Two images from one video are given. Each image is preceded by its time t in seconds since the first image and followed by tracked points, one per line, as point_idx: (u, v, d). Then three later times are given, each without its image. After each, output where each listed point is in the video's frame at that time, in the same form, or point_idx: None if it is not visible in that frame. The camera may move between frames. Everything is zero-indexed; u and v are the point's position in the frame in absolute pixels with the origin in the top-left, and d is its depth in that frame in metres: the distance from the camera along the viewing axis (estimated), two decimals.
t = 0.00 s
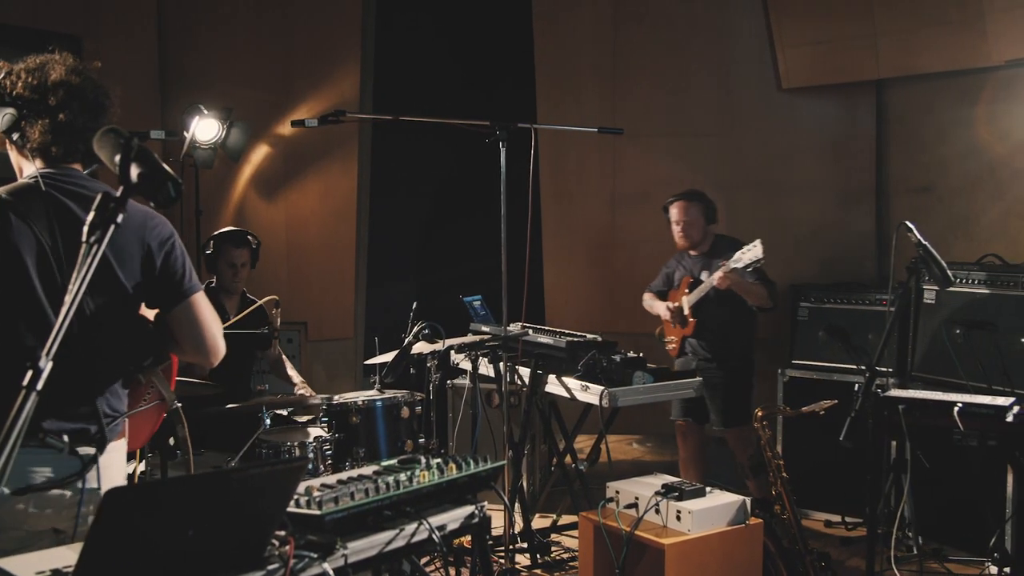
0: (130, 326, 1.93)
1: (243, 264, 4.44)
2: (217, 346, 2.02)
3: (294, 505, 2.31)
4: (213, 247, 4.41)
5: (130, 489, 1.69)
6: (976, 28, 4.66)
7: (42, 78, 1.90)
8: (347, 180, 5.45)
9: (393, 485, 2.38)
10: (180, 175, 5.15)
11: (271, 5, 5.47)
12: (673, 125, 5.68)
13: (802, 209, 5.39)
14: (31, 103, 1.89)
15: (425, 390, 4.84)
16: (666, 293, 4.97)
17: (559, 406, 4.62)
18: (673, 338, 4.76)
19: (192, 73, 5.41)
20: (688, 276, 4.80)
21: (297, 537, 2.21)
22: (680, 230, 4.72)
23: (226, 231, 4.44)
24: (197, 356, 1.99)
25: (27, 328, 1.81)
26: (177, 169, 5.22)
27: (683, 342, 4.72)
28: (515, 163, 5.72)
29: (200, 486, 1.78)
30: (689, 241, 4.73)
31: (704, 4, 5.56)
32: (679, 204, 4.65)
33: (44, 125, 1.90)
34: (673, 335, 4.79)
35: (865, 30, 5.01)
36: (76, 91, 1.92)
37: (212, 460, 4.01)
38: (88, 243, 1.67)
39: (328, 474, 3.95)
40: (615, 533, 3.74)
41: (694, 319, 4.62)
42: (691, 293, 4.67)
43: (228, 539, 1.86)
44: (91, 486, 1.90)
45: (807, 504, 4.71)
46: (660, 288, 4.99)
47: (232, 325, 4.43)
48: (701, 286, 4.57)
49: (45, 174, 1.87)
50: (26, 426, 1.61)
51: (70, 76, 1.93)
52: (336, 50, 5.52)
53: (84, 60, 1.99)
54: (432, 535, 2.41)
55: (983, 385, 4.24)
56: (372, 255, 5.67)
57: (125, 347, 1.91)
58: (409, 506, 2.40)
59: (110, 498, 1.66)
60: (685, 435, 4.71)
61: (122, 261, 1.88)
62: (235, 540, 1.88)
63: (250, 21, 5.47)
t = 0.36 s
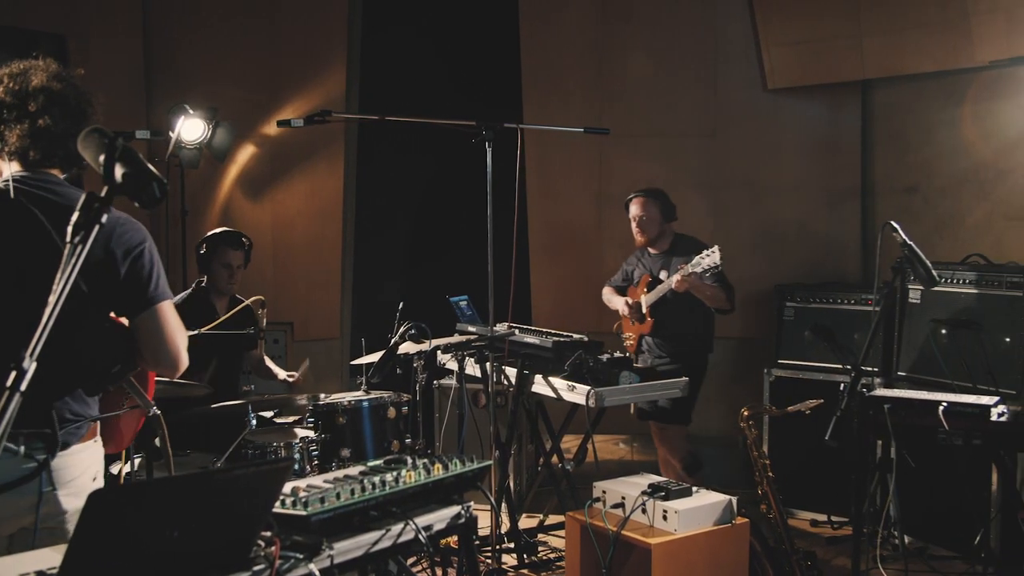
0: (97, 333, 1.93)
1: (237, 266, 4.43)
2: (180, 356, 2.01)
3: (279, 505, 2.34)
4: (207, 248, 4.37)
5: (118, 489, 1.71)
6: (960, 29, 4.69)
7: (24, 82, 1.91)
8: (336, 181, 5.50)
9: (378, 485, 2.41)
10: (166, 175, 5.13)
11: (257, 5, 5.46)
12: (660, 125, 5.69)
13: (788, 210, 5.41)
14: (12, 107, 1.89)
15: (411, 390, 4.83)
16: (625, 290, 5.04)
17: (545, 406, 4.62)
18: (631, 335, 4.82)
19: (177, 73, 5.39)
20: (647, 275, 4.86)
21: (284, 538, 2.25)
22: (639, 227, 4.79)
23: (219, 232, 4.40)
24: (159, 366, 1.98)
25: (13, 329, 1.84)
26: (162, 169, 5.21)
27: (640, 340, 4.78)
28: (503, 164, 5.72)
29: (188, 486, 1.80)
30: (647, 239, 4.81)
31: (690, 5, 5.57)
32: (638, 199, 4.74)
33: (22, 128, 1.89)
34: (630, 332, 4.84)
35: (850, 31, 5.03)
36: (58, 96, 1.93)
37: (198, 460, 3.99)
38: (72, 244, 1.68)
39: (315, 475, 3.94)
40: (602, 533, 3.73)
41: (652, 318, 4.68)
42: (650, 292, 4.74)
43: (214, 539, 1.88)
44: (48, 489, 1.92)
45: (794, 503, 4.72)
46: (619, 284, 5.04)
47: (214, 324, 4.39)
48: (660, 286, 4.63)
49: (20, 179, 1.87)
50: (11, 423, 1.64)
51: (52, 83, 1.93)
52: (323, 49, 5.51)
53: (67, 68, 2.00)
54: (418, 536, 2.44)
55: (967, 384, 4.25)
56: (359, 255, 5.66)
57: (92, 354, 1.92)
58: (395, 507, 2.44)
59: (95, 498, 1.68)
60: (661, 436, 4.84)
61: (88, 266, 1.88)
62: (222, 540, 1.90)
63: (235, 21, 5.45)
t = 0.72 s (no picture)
0: (54, 337, 1.96)
1: (232, 270, 4.43)
2: (138, 356, 2.04)
3: (270, 505, 2.42)
4: (205, 250, 4.36)
5: (109, 492, 1.81)
6: (949, 29, 4.69)
7: None
8: (326, 180, 5.48)
9: (368, 485, 2.50)
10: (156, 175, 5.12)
11: (248, 4, 5.46)
12: (650, 125, 5.69)
13: (778, 210, 5.41)
14: None
15: (403, 390, 4.82)
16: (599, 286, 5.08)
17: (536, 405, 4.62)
18: (605, 333, 4.86)
19: (167, 73, 5.39)
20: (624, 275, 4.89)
21: (275, 537, 2.30)
22: (617, 228, 4.80)
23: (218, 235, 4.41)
24: (117, 369, 2.01)
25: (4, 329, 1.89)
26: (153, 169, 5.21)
27: (614, 339, 4.83)
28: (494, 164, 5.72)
29: (181, 489, 1.92)
30: (625, 240, 4.82)
31: (680, 5, 5.57)
32: (617, 200, 4.75)
33: None
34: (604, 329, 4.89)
35: (839, 31, 5.03)
36: (20, 93, 1.92)
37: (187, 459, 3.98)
38: (63, 244, 1.76)
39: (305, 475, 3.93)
40: (592, 533, 3.73)
41: (628, 321, 4.72)
42: (627, 294, 4.76)
43: (203, 539, 2.00)
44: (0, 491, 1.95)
45: (785, 503, 4.73)
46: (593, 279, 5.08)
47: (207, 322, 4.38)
48: (638, 292, 4.66)
49: None
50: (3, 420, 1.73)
51: (13, 80, 1.93)
52: (313, 49, 5.52)
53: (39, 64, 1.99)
54: (408, 536, 2.51)
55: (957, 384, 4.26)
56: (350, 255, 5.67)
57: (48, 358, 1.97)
58: (387, 507, 2.54)
59: (92, 501, 1.79)
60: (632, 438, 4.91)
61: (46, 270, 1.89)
62: (210, 541, 2.02)
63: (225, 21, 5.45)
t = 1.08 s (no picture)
0: None
1: (236, 276, 4.42)
2: (56, 364, 2.04)
3: (269, 506, 2.42)
4: (211, 253, 4.34)
5: (109, 492, 1.83)
6: (950, 29, 4.69)
7: None
8: (326, 180, 5.49)
9: (368, 486, 2.50)
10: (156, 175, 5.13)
11: (248, 4, 5.45)
12: (650, 126, 5.69)
13: (776, 210, 5.41)
14: None
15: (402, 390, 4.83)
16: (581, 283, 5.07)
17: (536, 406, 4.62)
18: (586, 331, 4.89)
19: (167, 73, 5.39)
20: (605, 276, 4.89)
21: (274, 538, 2.31)
22: (597, 229, 4.79)
23: (223, 238, 4.38)
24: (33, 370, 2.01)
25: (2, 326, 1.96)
26: (152, 169, 5.21)
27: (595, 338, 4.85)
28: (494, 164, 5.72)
29: (182, 489, 1.95)
30: (605, 242, 4.81)
31: (680, 5, 5.57)
32: (597, 201, 4.74)
33: None
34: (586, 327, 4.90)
35: (839, 31, 5.03)
36: None
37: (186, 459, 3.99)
38: (63, 244, 1.82)
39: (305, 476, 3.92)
40: (592, 533, 3.73)
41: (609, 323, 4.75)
42: (609, 296, 4.78)
43: (204, 539, 2.03)
44: None
45: (784, 503, 4.73)
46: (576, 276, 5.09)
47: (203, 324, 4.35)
48: (618, 298, 4.67)
49: None
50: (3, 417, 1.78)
51: None
52: (312, 49, 5.52)
53: None
54: (408, 536, 2.51)
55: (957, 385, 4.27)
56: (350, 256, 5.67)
57: None
58: (387, 507, 2.54)
59: (92, 502, 1.82)
60: (624, 440, 4.87)
61: None
62: (210, 541, 2.04)
63: (224, 21, 5.44)
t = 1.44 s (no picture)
0: None
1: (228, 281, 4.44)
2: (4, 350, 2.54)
3: (263, 506, 2.41)
4: (204, 257, 4.34)
5: (102, 487, 1.85)
6: (944, 30, 4.70)
7: None
8: (320, 180, 5.48)
9: (363, 486, 2.50)
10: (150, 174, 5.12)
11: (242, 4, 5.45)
12: (645, 125, 5.69)
13: (770, 210, 5.42)
14: None
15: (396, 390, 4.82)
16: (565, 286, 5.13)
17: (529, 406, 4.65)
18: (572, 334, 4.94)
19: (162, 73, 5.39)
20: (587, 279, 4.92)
21: (268, 539, 2.34)
22: (574, 233, 4.81)
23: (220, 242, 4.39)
24: None
25: None
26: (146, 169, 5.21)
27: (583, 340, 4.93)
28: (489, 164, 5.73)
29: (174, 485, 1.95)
30: (583, 245, 4.84)
31: (674, 5, 5.57)
32: (572, 205, 4.73)
33: None
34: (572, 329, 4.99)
35: (833, 31, 5.04)
36: None
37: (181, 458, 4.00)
38: (56, 245, 1.92)
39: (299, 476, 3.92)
40: (586, 533, 3.74)
41: (593, 326, 4.78)
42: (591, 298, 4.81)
43: (196, 536, 2.02)
44: None
45: (778, 502, 4.73)
46: (559, 279, 5.14)
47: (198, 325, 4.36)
48: (598, 302, 4.71)
49: None
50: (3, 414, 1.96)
51: None
52: (307, 48, 5.52)
53: None
54: (403, 536, 2.53)
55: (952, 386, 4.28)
56: (344, 256, 5.67)
57: None
58: (380, 508, 2.55)
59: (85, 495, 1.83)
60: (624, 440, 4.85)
61: None
62: (201, 538, 2.03)
63: (218, 21, 5.44)
